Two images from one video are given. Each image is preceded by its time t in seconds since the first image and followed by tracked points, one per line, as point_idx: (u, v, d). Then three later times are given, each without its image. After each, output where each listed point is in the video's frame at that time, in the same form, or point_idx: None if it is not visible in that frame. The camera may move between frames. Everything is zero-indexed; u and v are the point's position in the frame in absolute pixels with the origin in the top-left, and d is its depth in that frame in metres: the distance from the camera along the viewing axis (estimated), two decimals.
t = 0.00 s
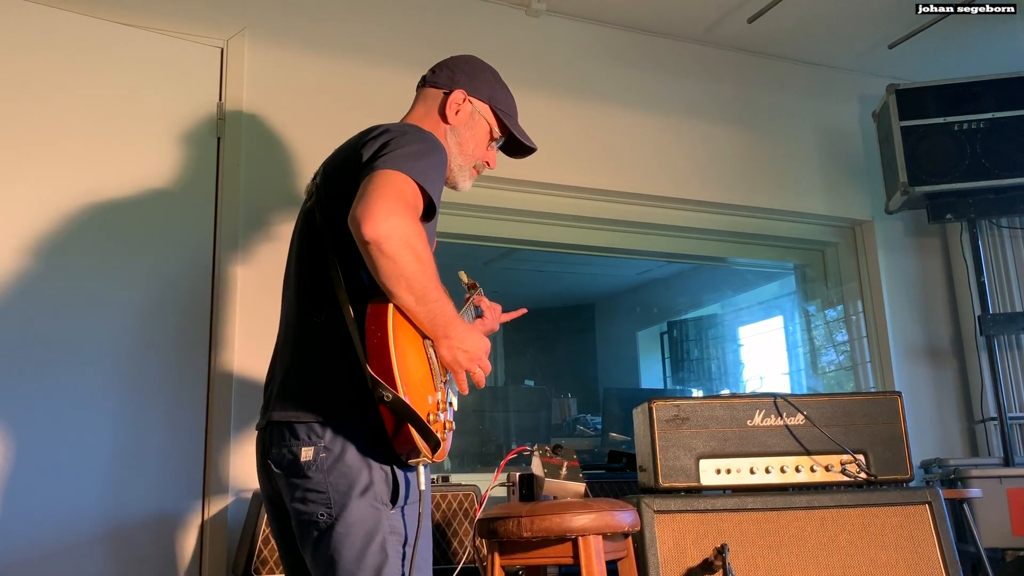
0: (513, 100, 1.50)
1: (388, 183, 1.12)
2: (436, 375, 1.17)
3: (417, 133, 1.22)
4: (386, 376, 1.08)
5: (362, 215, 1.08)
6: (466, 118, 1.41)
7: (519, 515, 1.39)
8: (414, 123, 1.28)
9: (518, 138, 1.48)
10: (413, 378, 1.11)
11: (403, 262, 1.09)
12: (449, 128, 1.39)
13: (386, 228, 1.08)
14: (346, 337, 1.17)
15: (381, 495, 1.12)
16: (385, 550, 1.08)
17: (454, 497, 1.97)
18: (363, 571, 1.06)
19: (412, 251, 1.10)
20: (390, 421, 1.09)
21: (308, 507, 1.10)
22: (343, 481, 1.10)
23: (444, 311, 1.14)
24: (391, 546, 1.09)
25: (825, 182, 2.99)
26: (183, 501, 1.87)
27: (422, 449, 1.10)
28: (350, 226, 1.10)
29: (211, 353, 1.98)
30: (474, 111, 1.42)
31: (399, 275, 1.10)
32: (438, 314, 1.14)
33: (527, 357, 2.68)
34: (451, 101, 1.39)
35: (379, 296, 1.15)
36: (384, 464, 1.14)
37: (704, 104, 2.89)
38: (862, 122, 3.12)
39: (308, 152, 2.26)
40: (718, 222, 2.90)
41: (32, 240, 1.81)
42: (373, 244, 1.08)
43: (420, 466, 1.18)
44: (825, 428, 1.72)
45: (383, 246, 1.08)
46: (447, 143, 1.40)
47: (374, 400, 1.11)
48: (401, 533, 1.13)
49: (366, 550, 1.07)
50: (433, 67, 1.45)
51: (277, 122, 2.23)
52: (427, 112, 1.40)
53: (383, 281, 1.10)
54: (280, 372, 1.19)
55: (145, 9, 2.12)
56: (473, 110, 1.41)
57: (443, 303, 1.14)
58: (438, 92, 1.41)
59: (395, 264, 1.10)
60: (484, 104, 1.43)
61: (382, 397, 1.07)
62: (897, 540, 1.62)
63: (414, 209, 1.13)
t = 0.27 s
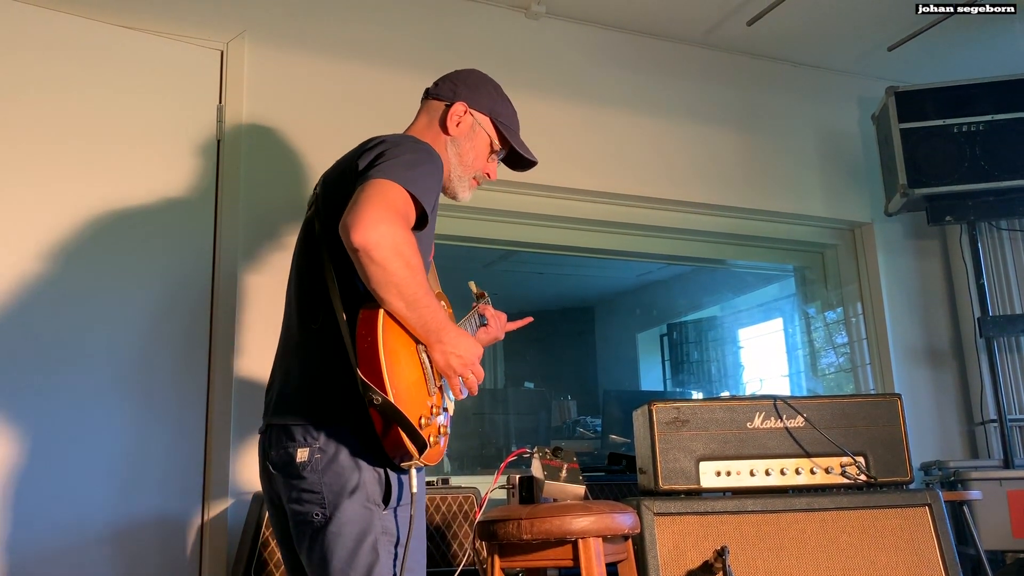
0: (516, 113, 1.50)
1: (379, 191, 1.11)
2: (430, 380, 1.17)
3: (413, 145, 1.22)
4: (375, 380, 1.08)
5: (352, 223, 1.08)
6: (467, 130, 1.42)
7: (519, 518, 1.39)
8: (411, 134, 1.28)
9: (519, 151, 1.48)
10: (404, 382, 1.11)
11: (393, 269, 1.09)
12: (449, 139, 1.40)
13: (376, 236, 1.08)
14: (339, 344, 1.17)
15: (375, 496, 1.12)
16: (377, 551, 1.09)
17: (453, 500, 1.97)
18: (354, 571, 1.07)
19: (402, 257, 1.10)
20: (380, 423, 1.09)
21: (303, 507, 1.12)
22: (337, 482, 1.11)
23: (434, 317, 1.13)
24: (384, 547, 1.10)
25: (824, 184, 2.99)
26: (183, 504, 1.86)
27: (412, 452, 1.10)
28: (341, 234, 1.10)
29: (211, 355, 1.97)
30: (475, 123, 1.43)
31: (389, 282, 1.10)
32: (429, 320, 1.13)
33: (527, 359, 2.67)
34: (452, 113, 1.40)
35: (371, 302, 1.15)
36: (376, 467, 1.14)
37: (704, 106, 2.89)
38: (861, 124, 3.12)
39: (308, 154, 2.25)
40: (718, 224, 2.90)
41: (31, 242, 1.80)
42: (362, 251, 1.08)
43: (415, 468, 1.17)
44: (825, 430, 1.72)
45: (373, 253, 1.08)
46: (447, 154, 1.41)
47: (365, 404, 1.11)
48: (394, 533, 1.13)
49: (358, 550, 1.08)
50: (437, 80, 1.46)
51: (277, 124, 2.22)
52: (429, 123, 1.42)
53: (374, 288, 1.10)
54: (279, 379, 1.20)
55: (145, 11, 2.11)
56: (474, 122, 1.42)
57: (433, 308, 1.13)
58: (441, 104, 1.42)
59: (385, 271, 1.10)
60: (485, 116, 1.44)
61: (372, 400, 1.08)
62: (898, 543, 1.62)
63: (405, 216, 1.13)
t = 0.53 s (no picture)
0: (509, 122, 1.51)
1: (372, 190, 1.12)
2: (426, 378, 1.19)
3: (406, 147, 1.23)
4: (370, 375, 1.09)
5: (344, 219, 1.08)
6: (463, 136, 1.42)
7: (519, 520, 1.39)
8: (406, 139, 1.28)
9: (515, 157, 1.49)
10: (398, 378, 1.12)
11: (386, 264, 1.09)
12: (446, 145, 1.40)
13: (367, 231, 1.08)
14: (338, 346, 1.18)
15: (371, 495, 1.13)
16: (373, 549, 1.10)
17: (453, 502, 1.97)
18: (351, 570, 1.08)
19: (393, 252, 1.10)
20: (375, 418, 1.09)
21: (302, 507, 1.13)
22: (334, 482, 1.12)
23: (429, 314, 1.15)
24: (380, 545, 1.10)
25: (824, 186, 2.99)
26: (182, 506, 1.86)
27: (408, 446, 1.10)
28: (333, 231, 1.10)
29: (210, 357, 1.97)
30: (471, 130, 1.44)
31: (382, 277, 1.09)
32: (424, 317, 1.15)
33: (527, 361, 2.67)
34: (449, 120, 1.41)
35: (367, 300, 1.15)
36: (372, 464, 1.14)
37: (703, 108, 2.89)
38: (861, 126, 3.12)
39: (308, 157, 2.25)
40: (717, 226, 2.90)
41: (32, 244, 1.80)
42: (354, 246, 1.08)
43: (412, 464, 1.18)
44: (825, 432, 1.72)
45: (364, 248, 1.08)
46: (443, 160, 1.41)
47: (361, 400, 1.11)
48: (390, 532, 1.13)
49: (354, 549, 1.09)
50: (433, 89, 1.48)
51: (277, 126, 2.22)
52: (426, 130, 1.43)
53: (367, 283, 1.11)
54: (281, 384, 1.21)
55: (145, 14, 2.11)
56: (469, 129, 1.43)
57: (428, 305, 1.15)
58: (437, 112, 1.44)
59: (377, 265, 1.09)
60: (480, 123, 1.45)
61: (367, 395, 1.09)
62: (897, 545, 1.62)
63: (397, 214, 1.13)
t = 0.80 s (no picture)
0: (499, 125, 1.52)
1: (355, 196, 1.12)
2: (422, 377, 1.20)
3: (392, 151, 1.23)
4: (363, 379, 1.10)
5: (328, 227, 1.08)
6: (453, 139, 1.43)
7: (519, 522, 1.39)
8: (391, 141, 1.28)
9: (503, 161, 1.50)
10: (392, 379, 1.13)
11: (374, 269, 1.09)
12: (436, 146, 1.41)
13: (352, 239, 1.07)
14: (331, 351, 1.18)
15: (370, 497, 1.14)
16: (373, 551, 1.11)
17: (453, 503, 1.97)
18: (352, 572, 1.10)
19: (380, 257, 1.10)
20: (370, 420, 1.11)
21: (304, 511, 1.15)
22: (333, 485, 1.13)
23: (421, 314, 1.15)
24: (380, 546, 1.11)
25: (824, 187, 2.99)
26: (181, 507, 1.86)
27: (404, 446, 1.11)
28: (319, 239, 1.10)
29: (209, 358, 1.97)
30: (462, 133, 1.44)
31: (370, 282, 1.10)
32: (416, 318, 1.15)
33: (527, 363, 2.66)
34: (439, 122, 1.41)
35: (358, 303, 1.16)
36: (369, 467, 1.15)
37: (703, 109, 2.89)
38: (861, 128, 3.12)
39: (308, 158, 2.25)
40: (716, 227, 2.90)
41: (32, 246, 1.81)
42: (340, 254, 1.08)
43: (411, 464, 1.17)
44: (825, 433, 1.72)
45: (350, 255, 1.08)
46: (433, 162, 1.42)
47: (355, 403, 1.12)
48: (390, 533, 1.14)
49: (355, 551, 1.10)
50: (426, 91, 1.48)
51: (277, 127, 2.22)
52: (416, 132, 1.43)
53: (356, 289, 1.11)
54: (280, 392, 1.23)
55: (146, 15, 2.12)
56: (460, 131, 1.43)
57: (419, 305, 1.15)
58: (428, 114, 1.44)
59: (365, 271, 1.10)
60: (471, 126, 1.45)
61: (361, 398, 1.09)
62: (897, 547, 1.62)
63: (383, 219, 1.13)
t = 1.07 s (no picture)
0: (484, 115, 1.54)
1: (341, 189, 1.11)
2: (421, 374, 1.21)
3: (377, 143, 1.23)
4: (363, 380, 1.10)
5: (315, 222, 1.08)
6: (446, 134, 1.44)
7: (518, 522, 1.39)
8: (375, 132, 1.29)
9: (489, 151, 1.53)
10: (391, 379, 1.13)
11: (365, 263, 1.09)
12: (431, 142, 1.41)
13: (341, 232, 1.07)
14: (327, 351, 1.19)
15: (368, 499, 1.14)
16: (372, 553, 1.10)
17: (452, 504, 1.97)
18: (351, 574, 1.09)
19: (371, 249, 1.10)
20: (370, 421, 1.11)
21: (301, 513, 1.15)
22: (331, 488, 1.13)
23: (415, 306, 1.17)
24: (379, 548, 1.11)
25: (824, 188, 2.99)
26: (180, 506, 1.87)
27: (404, 447, 1.12)
28: (307, 235, 1.10)
29: (208, 359, 1.98)
30: (454, 127, 1.45)
31: (361, 275, 1.10)
32: (411, 309, 1.16)
33: (527, 363, 2.66)
34: (433, 117, 1.42)
35: (354, 301, 1.16)
36: (367, 467, 1.15)
37: (703, 110, 2.89)
38: (861, 129, 3.13)
39: (308, 159, 2.25)
40: (715, 227, 2.91)
41: (33, 248, 1.82)
42: (329, 249, 1.08)
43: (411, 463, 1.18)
44: (824, 434, 1.72)
45: (340, 249, 1.08)
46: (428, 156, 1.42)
47: (355, 404, 1.13)
48: (390, 535, 1.14)
49: (353, 553, 1.10)
50: (411, 80, 1.45)
51: (277, 128, 2.22)
52: (410, 124, 1.41)
53: (349, 283, 1.11)
54: (276, 393, 1.23)
55: (146, 16, 2.13)
56: (452, 126, 1.45)
57: (413, 297, 1.16)
58: (422, 106, 1.42)
59: (356, 265, 1.10)
60: (463, 119, 1.46)
61: (361, 399, 1.09)
62: (897, 547, 1.62)
63: (371, 210, 1.13)
